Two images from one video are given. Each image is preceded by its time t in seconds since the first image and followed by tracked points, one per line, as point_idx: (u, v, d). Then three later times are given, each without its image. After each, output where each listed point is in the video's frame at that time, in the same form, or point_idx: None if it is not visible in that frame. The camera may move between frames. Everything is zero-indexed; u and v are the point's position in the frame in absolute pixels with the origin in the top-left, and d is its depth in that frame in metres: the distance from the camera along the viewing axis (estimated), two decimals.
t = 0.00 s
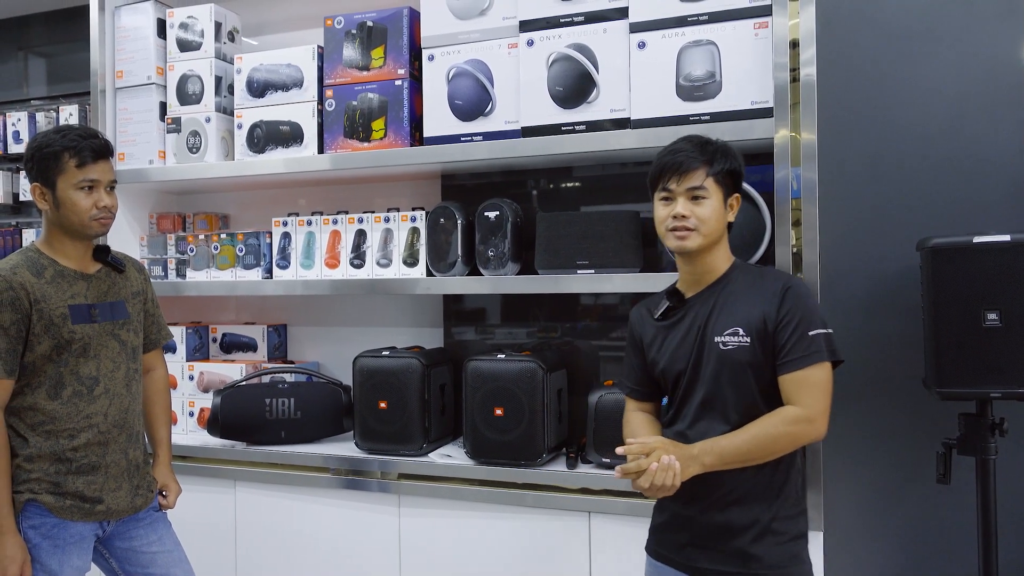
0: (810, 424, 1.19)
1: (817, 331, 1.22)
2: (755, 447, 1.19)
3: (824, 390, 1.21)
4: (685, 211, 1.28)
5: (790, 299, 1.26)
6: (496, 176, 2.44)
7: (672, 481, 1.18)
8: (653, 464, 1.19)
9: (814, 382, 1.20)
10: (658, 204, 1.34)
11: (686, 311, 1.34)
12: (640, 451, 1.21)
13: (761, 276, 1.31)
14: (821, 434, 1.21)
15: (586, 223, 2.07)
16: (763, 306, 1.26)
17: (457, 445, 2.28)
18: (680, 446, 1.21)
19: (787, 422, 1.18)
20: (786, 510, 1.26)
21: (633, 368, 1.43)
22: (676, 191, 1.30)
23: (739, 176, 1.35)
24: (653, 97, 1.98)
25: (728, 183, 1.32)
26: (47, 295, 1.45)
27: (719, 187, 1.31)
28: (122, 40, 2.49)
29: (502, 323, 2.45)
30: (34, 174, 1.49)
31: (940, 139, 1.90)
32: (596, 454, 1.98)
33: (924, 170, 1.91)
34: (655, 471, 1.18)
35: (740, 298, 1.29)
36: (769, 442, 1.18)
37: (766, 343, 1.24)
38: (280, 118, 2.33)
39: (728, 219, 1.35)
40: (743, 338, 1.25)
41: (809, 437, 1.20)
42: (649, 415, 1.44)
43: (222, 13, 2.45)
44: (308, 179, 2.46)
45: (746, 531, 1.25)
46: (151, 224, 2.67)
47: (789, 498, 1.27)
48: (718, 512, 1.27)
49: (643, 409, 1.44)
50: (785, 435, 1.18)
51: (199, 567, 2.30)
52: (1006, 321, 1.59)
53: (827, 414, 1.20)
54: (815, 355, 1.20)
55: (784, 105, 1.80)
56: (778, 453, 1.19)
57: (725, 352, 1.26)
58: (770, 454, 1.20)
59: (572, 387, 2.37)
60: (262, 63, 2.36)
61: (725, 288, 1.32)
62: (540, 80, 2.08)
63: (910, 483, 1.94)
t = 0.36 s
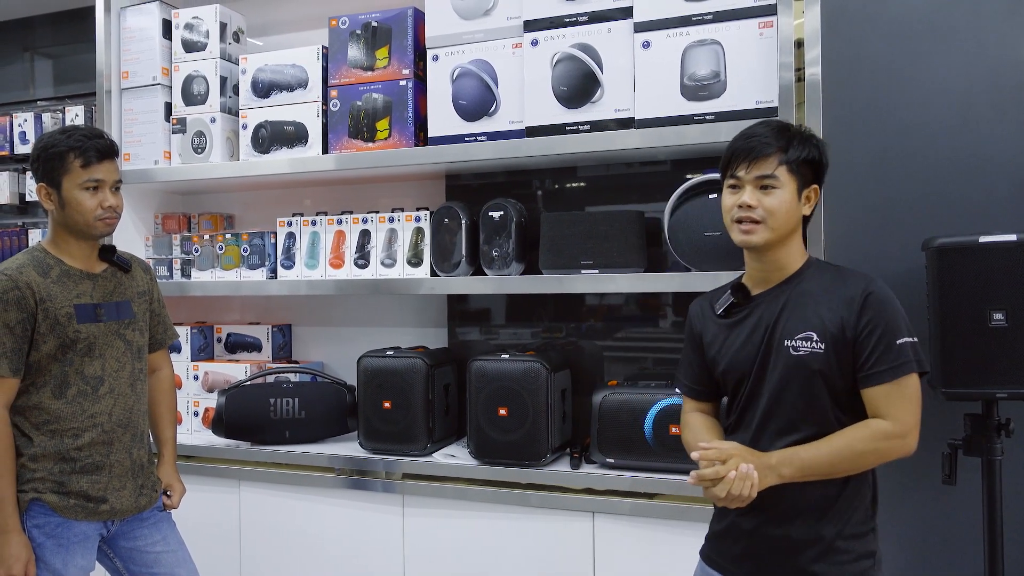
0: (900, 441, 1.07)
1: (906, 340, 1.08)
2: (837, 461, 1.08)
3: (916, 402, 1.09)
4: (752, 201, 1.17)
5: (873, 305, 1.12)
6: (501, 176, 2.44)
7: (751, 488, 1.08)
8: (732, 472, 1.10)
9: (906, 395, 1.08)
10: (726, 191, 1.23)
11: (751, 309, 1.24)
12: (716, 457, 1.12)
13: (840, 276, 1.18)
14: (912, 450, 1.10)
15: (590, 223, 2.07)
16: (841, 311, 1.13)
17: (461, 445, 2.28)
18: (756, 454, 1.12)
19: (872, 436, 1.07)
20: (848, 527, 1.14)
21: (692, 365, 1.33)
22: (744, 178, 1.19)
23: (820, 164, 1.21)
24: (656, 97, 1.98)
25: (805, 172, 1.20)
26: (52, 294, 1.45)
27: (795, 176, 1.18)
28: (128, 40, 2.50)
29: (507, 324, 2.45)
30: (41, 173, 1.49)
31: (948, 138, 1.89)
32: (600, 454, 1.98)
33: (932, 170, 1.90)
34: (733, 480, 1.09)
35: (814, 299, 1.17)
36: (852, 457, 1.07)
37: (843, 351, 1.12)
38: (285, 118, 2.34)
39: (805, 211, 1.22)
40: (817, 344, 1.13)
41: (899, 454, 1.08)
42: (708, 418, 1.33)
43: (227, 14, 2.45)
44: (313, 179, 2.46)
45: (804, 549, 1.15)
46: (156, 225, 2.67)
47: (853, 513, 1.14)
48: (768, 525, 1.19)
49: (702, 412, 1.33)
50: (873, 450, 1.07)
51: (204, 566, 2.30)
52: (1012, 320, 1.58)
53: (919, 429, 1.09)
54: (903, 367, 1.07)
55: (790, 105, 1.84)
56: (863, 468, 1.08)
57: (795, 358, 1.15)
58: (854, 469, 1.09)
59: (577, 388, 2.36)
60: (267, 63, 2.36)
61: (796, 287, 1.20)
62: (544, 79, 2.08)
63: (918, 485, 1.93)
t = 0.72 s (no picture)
0: (866, 437, 1.05)
1: (887, 346, 1.08)
2: (802, 433, 1.06)
3: (892, 411, 1.08)
4: (745, 206, 1.18)
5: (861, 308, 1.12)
6: (496, 176, 2.44)
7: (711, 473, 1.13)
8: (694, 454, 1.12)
9: (883, 396, 1.07)
10: (726, 195, 1.25)
11: (748, 307, 1.25)
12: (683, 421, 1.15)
13: (833, 279, 1.18)
14: (876, 456, 1.07)
15: (584, 224, 2.07)
16: (828, 313, 1.14)
17: (456, 445, 2.28)
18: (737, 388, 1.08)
19: (843, 420, 1.05)
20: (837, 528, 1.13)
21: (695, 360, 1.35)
22: (740, 182, 1.20)
23: (821, 166, 1.20)
24: (651, 98, 1.98)
25: (805, 175, 1.19)
26: (45, 295, 1.45)
27: (792, 179, 1.18)
28: (122, 40, 2.49)
29: (502, 324, 2.45)
30: (36, 174, 1.49)
31: (941, 139, 1.90)
32: (595, 455, 1.97)
33: (926, 170, 1.91)
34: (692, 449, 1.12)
35: (805, 301, 1.17)
36: (817, 434, 1.06)
37: (828, 355, 1.13)
38: (279, 119, 2.33)
39: (805, 213, 1.21)
40: (803, 346, 1.14)
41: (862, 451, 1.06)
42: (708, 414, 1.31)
43: (222, 14, 2.45)
44: (308, 180, 2.46)
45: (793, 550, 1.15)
46: (151, 225, 2.67)
47: (846, 514, 1.14)
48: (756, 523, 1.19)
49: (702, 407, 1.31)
50: (842, 432, 1.05)
51: (197, 567, 2.29)
52: (1004, 321, 1.59)
53: (889, 437, 1.07)
54: (881, 374, 1.07)
55: (784, 105, 1.84)
56: (824, 450, 1.07)
57: (782, 359, 1.16)
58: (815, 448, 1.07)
59: (571, 388, 2.37)
60: (262, 64, 2.36)
61: (790, 289, 1.21)
62: (539, 80, 2.08)
63: (911, 485, 1.94)
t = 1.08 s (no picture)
0: (805, 422, 1.08)
1: (835, 341, 1.12)
2: (749, 405, 1.09)
3: (836, 406, 1.10)
4: (711, 209, 1.21)
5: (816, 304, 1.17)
6: (490, 176, 2.44)
7: (677, 464, 1.16)
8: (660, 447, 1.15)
9: (827, 389, 1.10)
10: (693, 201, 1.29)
11: (715, 307, 1.30)
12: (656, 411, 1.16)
13: (794, 278, 1.22)
14: (809, 447, 1.10)
15: (578, 224, 2.07)
16: (784, 309, 1.18)
17: (450, 446, 2.28)
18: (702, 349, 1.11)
19: (785, 403, 1.08)
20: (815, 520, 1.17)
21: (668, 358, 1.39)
22: (706, 188, 1.24)
23: (784, 170, 1.25)
24: (645, 99, 1.98)
25: (768, 179, 1.23)
26: (41, 294, 1.44)
27: (755, 184, 1.22)
28: (115, 39, 2.48)
29: (496, 325, 2.45)
30: (28, 173, 1.48)
31: (931, 140, 1.91)
32: (589, 454, 1.98)
33: (917, 170, 1.92)
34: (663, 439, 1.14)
35: (765, 300, 1.22)
36: (762, 409, 1.09)
37: (784, 350, 1.17)
38: (273, 119, 2.33)
39: (769, 215, 1.25)
40: (761, 343, 1.19)
41: (797, 436, 1.09)
42: (681, 410, 1.35)
43: (215, 14, 2.44)
44: (301, 180, 2.45)
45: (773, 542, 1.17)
46: (143, 225, 2.66)
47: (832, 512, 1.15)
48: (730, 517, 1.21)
49: (677, 402, 1.35)
50: (782, 413, 1.08)
51: (190, 569, 2.29)
52: (995, 322, 1.60)
53: (827, 429, 1.09)
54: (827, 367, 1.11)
55: (778, 106, 1.85)
56: (765, 428, 1.10)
57: (742, 355, 1.21)
58: (757, 425, 1.10)
59: (565, 388, 2.37)
60: (256, 63, 2.35)
61: (754, 288, 1.26)
62: (533, 80, 2.08)
63: (903, 483, 1.94)
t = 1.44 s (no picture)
0: (798, 415, 1.09)
1: (824, 339, 1.14)
2: (750, 390, 1.08)
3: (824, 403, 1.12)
4: (707, 209, 1.22)
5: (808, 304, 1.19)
6: (487, 177, 2.44)
7: (670, 468, 1.16)
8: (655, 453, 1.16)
9: (819, 385, 1.11)
10: (686, 201, 1.29)
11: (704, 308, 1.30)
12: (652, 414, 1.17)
13: (784, 279, 1.24)
14: (795, 440, 1.11)
15: (575, 225, 2.07)
16: (775, 309, 1.20)
17: (446, 446, 2.28)
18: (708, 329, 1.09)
19: (782, 393, 1.08)
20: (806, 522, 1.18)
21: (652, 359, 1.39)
22: (701, 188, 1.24)
23: (774, 173, 1.27)
24: (642, 100, 1.99)
25: (760, 181, 1.25)
26: (37, 295, 1.44)
27: (749, 185, 1.24)
28: (111, 40, 2.48)
29: (493, 325, 2.45)
30: (26, 173, 1.48)
31: (927, 141, 1.91)
32: (585, 455, 1.98)
33: (913, 172, 1.92)
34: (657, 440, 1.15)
35: (756, 300, 1.23)
36: (762, 397, 1.08)
37: (774, 349, 1.19)
38: (269, 119, 2.33)
39: (760, 217, 1.27)
40: (752, 342, 1.20)
41: (788, 428, 1.09)
42: (664, 411, 1.37)
43: (211, 14, 2.44)
44: (298, 181, 2.45)
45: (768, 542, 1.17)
46: (139, 225, 2.65)
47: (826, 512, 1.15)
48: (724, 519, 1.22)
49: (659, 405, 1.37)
50: (778, 403, 1.08)
51: (186, 570, 2.28)
52: (990, 322, 1.60)
53: (814, 425, 1.11)
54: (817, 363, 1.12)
55: (772, 108, 1.83)
56: (758, 416, 1.09)
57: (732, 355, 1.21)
58: (752, 411, 1.09)
59: (562, 389, 2.37)
60: (252, 64, 2.35)
61: (745, 289, 1.26)
62: (529, 81, 2.08)
63: (897, 484, 1.95)
